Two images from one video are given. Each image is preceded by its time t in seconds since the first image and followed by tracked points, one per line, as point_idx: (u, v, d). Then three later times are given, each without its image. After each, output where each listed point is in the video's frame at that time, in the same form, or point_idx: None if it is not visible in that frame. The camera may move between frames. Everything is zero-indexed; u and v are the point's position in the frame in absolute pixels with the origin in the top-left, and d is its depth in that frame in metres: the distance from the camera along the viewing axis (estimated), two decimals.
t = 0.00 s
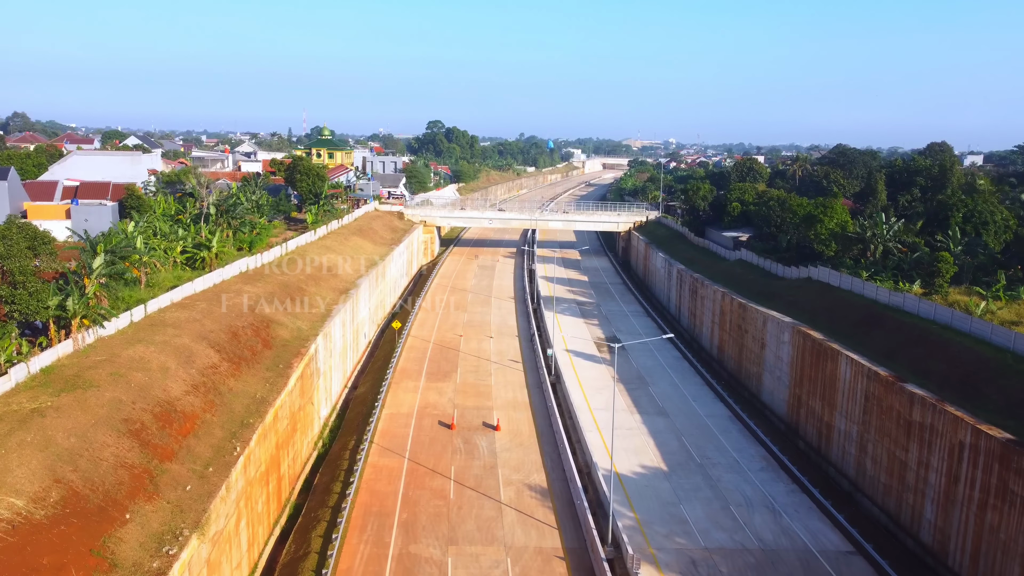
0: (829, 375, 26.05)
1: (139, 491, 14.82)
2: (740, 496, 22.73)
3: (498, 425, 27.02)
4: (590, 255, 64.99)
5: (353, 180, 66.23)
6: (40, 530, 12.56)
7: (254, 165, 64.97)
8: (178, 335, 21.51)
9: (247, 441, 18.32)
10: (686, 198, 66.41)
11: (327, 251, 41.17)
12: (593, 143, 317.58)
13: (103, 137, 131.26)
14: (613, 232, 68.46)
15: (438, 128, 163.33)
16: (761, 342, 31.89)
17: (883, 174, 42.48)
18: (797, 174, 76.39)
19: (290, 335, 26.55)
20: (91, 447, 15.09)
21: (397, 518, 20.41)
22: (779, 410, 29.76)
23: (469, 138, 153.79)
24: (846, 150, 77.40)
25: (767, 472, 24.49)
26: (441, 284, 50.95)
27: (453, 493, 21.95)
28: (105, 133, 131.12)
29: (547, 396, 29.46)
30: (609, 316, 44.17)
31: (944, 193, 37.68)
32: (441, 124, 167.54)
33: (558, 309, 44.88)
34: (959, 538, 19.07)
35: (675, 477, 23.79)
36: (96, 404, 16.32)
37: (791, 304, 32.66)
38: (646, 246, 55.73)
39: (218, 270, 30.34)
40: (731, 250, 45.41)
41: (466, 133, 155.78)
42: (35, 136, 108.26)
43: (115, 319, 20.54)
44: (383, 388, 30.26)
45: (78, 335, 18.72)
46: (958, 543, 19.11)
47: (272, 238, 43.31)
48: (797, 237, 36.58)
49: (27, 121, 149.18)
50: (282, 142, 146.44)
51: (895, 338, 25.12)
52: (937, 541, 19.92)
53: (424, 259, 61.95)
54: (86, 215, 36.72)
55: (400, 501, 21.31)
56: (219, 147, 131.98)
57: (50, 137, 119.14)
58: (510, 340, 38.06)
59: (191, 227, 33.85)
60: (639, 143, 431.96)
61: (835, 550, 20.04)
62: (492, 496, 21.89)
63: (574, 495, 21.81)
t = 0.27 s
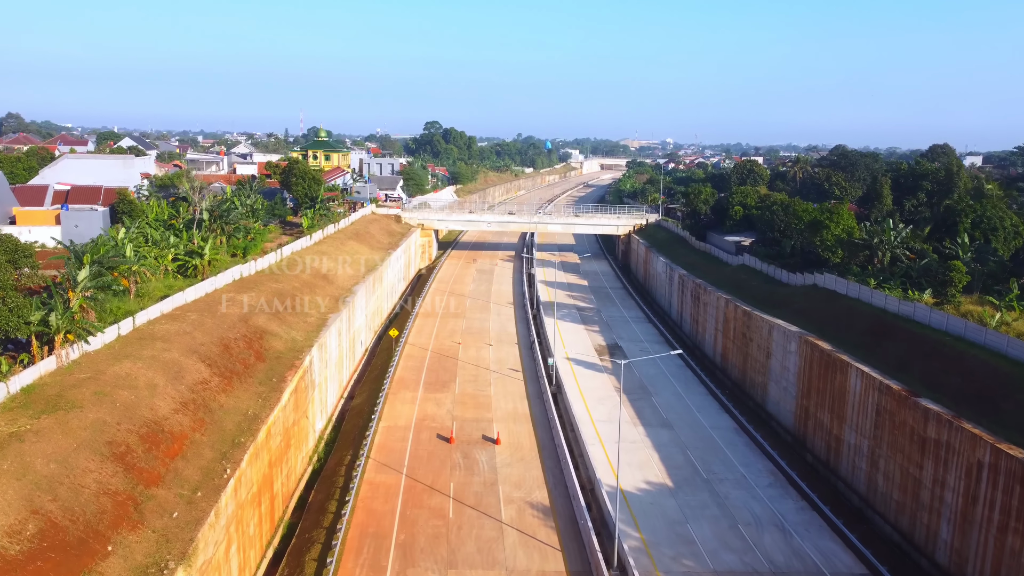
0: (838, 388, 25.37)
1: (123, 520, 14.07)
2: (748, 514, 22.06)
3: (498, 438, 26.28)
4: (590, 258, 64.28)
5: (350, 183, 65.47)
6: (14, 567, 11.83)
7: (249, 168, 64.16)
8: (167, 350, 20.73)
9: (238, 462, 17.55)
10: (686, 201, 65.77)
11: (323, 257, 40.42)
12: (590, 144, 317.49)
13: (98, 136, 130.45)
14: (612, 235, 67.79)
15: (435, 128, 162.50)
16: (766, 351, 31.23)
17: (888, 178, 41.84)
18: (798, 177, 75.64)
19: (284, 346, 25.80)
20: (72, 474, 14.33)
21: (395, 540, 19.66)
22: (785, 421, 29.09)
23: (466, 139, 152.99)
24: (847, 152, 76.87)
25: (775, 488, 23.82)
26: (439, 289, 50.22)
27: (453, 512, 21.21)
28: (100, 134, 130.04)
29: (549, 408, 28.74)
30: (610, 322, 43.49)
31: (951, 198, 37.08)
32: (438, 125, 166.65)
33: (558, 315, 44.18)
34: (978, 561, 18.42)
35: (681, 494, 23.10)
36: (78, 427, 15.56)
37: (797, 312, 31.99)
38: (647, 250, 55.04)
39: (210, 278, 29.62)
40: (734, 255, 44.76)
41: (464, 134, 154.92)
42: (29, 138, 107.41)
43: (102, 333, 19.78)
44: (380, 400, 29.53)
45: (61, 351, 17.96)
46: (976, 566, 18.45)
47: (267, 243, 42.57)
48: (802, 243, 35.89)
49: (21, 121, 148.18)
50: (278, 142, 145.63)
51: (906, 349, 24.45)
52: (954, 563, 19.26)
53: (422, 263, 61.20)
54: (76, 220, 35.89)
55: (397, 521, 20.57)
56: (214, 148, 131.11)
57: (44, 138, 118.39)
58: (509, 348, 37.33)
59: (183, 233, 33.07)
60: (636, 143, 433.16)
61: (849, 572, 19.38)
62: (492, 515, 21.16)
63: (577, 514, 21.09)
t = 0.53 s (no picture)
0: (848, 400, 24.70)
1: (104, 553, 13.31)
2: (757, 533, 21.39)
3: (498, 452, 25.54)
4: (590, 262, 63.52)
5: (346, 186, 64.67)
6: None
7: (245, 171, 63.27)
8: (155, 365, 19.95)
9: (228, 485, 16.78)
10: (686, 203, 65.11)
11: (319, 263, 39.62)
12: (588, 144, 316.88)
13: (92, 137, 129.38)
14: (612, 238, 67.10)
15: (433, 129, 161.66)
16: (772, 361, 30.56)
17: (894, 182, 41.17)
18: (798, 179, 74.83)
19: (277, 358, 25.02)
20: (49, 503, 13.56)
21: (391, 563, 18.92)
22: (792, 434, 28.42)
23: (464, 139, 152.08)
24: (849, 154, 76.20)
25: (784, 505, 23.14)
26: (437, 295, 49.48)
27: (452, 532, 20.47)
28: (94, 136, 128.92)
29: (550, 420, 28.02)
30: (611, 327, 42.79)
31: (959, 203, 36.47)
32: (436, 126, 165.80)
33: (558, 321, 43.46)
34: None
35: (687, 511, 22.39)
36: (58, 452, 14.79)
37: (804, 321, 31.32)
38: (647, 254, 54.35)
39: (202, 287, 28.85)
40: (737, 260, 44.09)
41: (461, 135, 154.07)
42: (22, 138, 106.31)
43: (87, 349, 19.00)
44: (376, 411, 28.79)
45: (43, 369, 17.18)
46: None
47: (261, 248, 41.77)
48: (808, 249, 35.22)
49: (15, 122, 146.90)
50: (275, 143, 144.54)
51: (918, 361, 23.79)
52: None
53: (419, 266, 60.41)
54: (66, 226, 35.11)
55: (394, 542, 19.82)
56: (210, 149, 130.06)
57: (38, 139, 117.31)
58: (509, 356, 36.58)
59: (175, 240, 32.29)
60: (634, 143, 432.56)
61: None
62: (493, 535, 20.42)
63: (581, 534, 20.36)
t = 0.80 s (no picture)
0: (861, 415, 23.95)
1: None
2: (769, 554, 20.64)
3: (500, 468, 24.76)
4: (591, 266, 62.70)
5: (345, 188, 63.88)
6: None
7: (241, 173, 62.43)
8: (143, 382, 19.15)
9: (218, 510, 15.98)
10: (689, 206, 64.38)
11: (316, 269, 38.78)
12: (588, 145, 316.33)
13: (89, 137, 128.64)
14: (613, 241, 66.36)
15: (432, 130, 160.88)
16: (780, 371, 29.82)
17: (902, 187, 40.31)
18: (802, 182, 73.90)
19: (272, 371, 24.19)
20: (25, 536, 12.78)
21: None
22: (802, 447, 27.68)
23: (463, 140, 151.30)
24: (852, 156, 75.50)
25: (796, 524, 22.39)
26: (436, 300, 48.72)
27: (452, 555, 19.69)
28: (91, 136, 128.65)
29: (552, 432, 27.26)
30: (613, 334, 42.05)
31: (969, 208, 35.79)
32: (435, 126, 165.05)
33: (560, 328, 42.70)
34: None
35: (696, 531, 21.63)
36: (36, 480, 14.01)
37: (812, 331, 30.57)
38: (650, 258, 53.60)
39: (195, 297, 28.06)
40: (741, 265, 43.37)
41: (461, 136, 153.31)
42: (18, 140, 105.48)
43: (71, 365, 18.21)
44: (374, 424, 28.02)
45: (24, 388, 16.38)
46: None
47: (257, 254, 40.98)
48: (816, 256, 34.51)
49: (12, 123, 146.06)
50: (273, 144, 143.73)
51: (933, 375, 23.06)
52: None
53: (418, 270, 59.60)
54: (57, 232, 34.29)
55: (392, 566, 19.04)
56: (207, 150, 129.24)
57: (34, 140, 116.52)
58: (510, 364, 35.79)
59: (168, 247, 31.49)
60: (634, 142, 431.85)
61: None
62: (495, 558, 19.65)
63: (586, 557, 19.60)
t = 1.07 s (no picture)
0: (875, 430, 23.17)
1: None
2: None
3: (502, 485, 23.96)
4: (592, 269, 61.92)
5: (343, 191, 63.08)
6: None
7: (238, 176, 61.61)
8: (130, 400, 18.36)
9: (206, 538, 15.17)
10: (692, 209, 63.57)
11: (313, 275, 37.96)
12: (588, 145, 315.58)
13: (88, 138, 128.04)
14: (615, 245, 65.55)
15: (431, 130, 160.13)
16: (789, 383, 29.04)
17: (911, 192, 39.49)
18: (805, 184, 73.03)
19: (266, 386, 23.35)
20: None
21: None
22: (812, 461, 26.91)
23: (463, 141, 150.52)
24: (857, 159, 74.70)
25: (809, 544, 21.62)
26: (435, 306, 47.94)
27: None
28: (88, 137, 127.71)
29: (556, 446, 26.47)
30: (617, 341, 41.27)
31: (981, 214, 35.01)
32: (434, 127, 164.32)
33: (562, 335, 41.93)
34: None
35: (706, 553, 20.86)
36: (12, 512, 13.24)
37: (822, 341, 29.79)
38: (653, 262, 52.81)
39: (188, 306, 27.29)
40: (747, 271, 42.58)
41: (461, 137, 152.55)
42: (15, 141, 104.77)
43: (54, 384, 17.45)
44: (372, 438, 27.22)
45: (3, 410, 15.61)
46: None
47: (253, 260, 40.20)
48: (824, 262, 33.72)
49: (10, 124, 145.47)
50: (272, 145, 143.04)
51: (951, 390, 22.28)
52: None
53: (418, 274, 58.81)
54: (48, 239, 33.47)
55: None
56: (206, 151, 128.49)
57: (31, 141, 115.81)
58: (512, 374, 35.00)
59: (160, 255, 30.70)
60: (634, 142, 431.08)
61: None
62: None
63: None
